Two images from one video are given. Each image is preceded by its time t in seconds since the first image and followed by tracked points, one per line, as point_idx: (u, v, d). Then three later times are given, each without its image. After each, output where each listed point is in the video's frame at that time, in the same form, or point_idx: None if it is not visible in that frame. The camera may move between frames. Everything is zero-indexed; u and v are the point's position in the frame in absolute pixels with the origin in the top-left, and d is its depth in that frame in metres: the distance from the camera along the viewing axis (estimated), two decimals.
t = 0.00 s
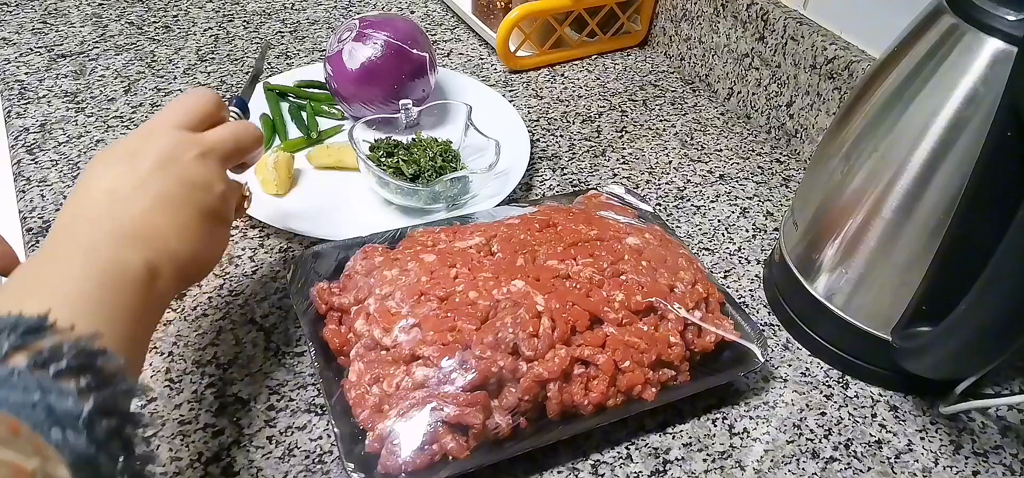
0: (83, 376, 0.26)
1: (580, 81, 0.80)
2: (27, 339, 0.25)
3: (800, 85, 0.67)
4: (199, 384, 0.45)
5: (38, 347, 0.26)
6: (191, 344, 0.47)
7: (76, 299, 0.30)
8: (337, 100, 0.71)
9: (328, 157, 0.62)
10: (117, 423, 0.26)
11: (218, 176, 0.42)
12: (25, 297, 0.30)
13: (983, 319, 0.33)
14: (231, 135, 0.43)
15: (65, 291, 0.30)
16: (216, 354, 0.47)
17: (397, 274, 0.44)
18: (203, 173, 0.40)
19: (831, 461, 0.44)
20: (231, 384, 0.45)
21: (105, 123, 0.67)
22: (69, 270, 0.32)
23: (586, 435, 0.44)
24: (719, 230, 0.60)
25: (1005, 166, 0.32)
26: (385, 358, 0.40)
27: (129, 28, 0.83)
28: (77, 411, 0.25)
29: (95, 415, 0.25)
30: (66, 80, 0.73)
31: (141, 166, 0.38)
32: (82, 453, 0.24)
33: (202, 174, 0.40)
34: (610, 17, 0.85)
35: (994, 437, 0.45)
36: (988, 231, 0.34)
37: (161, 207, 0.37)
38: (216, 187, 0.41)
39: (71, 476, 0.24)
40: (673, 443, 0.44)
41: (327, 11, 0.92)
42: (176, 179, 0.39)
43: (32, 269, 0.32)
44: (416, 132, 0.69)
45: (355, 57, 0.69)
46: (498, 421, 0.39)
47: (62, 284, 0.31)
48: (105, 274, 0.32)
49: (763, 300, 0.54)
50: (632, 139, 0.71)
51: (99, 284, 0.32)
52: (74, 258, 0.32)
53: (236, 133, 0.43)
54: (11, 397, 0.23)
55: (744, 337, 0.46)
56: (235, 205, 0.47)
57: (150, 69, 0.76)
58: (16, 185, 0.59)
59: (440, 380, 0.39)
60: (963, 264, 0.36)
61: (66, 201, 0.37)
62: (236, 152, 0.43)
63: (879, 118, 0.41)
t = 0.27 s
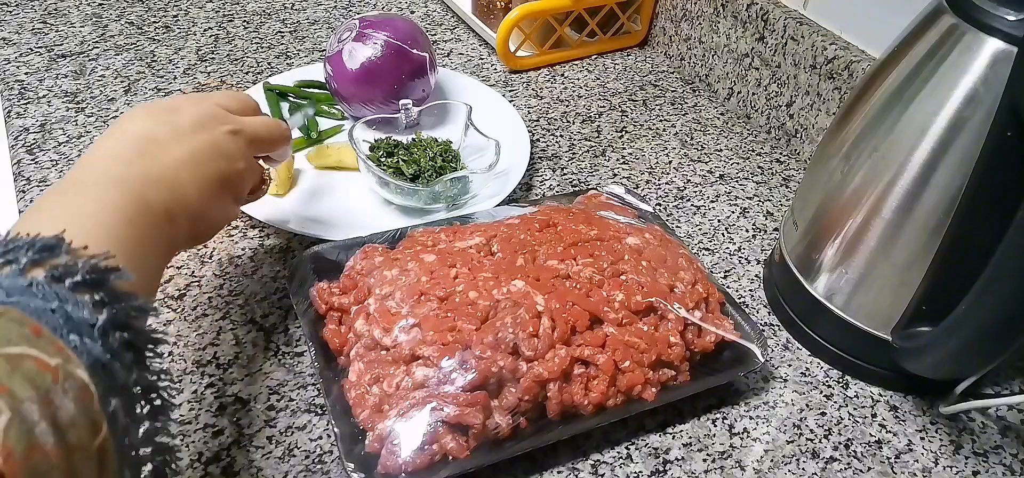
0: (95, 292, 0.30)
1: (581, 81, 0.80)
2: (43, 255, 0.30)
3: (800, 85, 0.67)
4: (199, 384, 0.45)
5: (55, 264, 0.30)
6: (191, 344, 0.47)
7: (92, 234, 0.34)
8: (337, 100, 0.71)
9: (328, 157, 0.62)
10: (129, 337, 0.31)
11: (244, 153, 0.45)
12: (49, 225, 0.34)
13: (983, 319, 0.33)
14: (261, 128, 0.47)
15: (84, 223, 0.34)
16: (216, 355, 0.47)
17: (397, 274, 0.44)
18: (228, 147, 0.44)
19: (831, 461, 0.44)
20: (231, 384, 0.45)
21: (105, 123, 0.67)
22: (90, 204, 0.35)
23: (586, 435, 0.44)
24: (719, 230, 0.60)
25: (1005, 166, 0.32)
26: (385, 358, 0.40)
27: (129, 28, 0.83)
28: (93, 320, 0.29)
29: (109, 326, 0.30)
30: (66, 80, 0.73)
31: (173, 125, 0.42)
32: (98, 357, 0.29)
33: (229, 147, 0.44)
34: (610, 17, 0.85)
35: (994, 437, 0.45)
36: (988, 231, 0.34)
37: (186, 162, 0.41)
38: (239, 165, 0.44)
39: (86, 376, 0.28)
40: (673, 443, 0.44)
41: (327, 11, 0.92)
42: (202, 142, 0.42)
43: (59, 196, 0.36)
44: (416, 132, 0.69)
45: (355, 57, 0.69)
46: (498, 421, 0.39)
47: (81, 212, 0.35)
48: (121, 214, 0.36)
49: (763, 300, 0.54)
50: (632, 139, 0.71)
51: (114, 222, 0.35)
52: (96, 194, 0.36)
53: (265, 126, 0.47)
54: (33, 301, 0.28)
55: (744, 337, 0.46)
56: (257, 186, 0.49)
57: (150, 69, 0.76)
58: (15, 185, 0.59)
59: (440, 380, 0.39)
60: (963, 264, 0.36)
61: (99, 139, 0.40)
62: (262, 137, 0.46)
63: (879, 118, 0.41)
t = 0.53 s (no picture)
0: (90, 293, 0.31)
1: (581, 81, 0.80)
2: (40, 257, 0.31)
3: (800, 85, 0.67)
4: (199, 384, 0.45)
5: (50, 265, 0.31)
6: (191, 344, 0.47)
7: (89, 234, 0.34)
8: (337, 100, 0.71)
9: (328, 157, 0.62)
10: (121, 338, 0.31)
11: (237, 156, 0.45)
12: (48, 224, 0.34)
13: (983, 319, 0.33)
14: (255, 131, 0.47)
15: (82, 225, 0.34)
16: (216, 355, 0.47)
17: (397, 274, 0.44)
18: (223, 150, 0.44)
19: (831, 461, 0.44)
20: (231, 384, 0.45)
21: (105, 123, 0.67)
22: (88, 203, 0.35)
23: (586, 435, 0.44)
24: (719, 230, 0.60)
25: (1005, 166, 0.32)
26: (385, 358, 0.40)
27: (129, 28, 0.83)
28: (88, 320, 0.30)
29: (103, 327, 0.30)
30: (66, 80, 0.73)
31: (171, 124, 0.42)
32: (93, 357, 0.29)
33: (224, 150, 0.44)
34: (610, 17, 0.85)
35: (994, 437, 0.45)
36: (988, 231, 0.34)
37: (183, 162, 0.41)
38: (232, 168, 0.45)
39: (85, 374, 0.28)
40: (673, 443, 0.44)
41: (327, 11, 0.92)
42: (199, 145, 0.42)
43: (56, 195, 0.36)
44: (416, 132, 0.69)
45: (355, 57, 0.69)
46: (498, 421, 0.39)
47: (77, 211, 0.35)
48: (119, 217, 0.36)
49: (763, 300, 0.54)
50: (632, 139, 0.71)
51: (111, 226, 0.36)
52: (94, 195, 0.36)
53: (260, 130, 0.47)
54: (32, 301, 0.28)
55: (744, 337, 0.46)
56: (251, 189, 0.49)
57: (150, 69, 0.76)
58: (16, 185, 0.59)
59: (440, 380, 0.39)
60: (963, 264, 0.36)
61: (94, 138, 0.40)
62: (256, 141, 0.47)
63: (879, 118, 0.41)
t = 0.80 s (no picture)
0: (79, 320, 0.31)
1: (581, 81, 0.80)
2: (25, 285, 0.30)
3: (800, 85, 0.67)
4: (199, 384, 0.45)
5: (36, 293, 0.30)
6: (190, 344, 0.47)
7: (78, 261, 0.34)
8: (337, 100, 0.71)
9: (327, 157, 0.62)
10: (112, 365, 0.31)
11: (217, 154, 0.45)
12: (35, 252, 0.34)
13: (982, 320, 0.33)
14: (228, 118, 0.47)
15: (69, 250, 0.35)
16: (216, 355, 0.47)
17: (397, 274, 0.44)
18: (202, 148, 0.44)
19: (831, 461, 0.44)
20: (231, 384, 0.45)
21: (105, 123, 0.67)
22: (73, 230, 0.36)
23: (586, 435, 0.44)
24: (719, 230, 0.60)
25: (1005, 165, 0.32)
26: (385, 358, 0.40)
27: (129, 28, 0.83)
28: (77, 349, 0.29)
29: (92, 356, 0.30)
30: (66, 80, 0.73)
31: (145, 138, 0.42)
32: (81, 388, 0.29)
33: (200, 152, 0.44)
34: (610, 17, 0.85)
35: (994, 437, 0.45)
36: (989, 231, 0.34)
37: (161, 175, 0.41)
38: (213, 168, 0.45)
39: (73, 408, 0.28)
40: (674, 443, 0.44)
41: (327, 11, 0.92)
42: (176, 153, 0.42)
43: (41, 226, 0.36)
44: (416, 132, 0.69)
45: (355, 57, 0.69)
46: (498, 421, 0.39)
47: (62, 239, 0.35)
48: (110, 235, 0.37)
49: (763, 300, 0.54)
50: (632, 139, 0.71)
51: (106, 246, 0.36)
52: (81, 217, 0.36)
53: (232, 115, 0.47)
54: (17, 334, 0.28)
55: (744, 337, 0.46)
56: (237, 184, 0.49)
57: (150, 69, 0.76)
58: (16, 185, 0.59)
59: (440, 380, 0.39)
60: (963, 264, 0.36)
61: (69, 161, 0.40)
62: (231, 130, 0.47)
63: (879, 118, 0.41)
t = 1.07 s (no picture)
0: (58, 400, 0.27)
1: (581, 82, 0.80)
2: (7, 357, 0.27)
3: (800, 85, 0.67)
4: (199, 384, 0.45)
5: (18, 368, 0.27)
6: (190, 344, 0.47)
7: (55, 324, 0.32)
8: (337, 100, 0.71)
9: (327, 157, 0.62)
10: (91, 447, 0.28)
11: (137, 123, 0.38)
12: None
13: (982, 320, 0.33)
14: (103, 64, 0.37)
15: (38, 308, 0.31)
16: (216, 354, 0.47)
17: (397, 274, 0.44)
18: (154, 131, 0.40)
19: (831, 461, 0.44)
20: (231, 384, 0.45)
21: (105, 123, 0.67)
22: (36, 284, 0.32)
23: (586, 435, 0.44)
24: (719, 230, 0.60)
25: (1005, 165, 0.32)
26: (385, 358, 0.40)
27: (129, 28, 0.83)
28: (55, 433, 0.26)
29: (70, 439, 0.27)
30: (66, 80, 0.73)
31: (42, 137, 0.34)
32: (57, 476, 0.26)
33: (123, 136, 0.37)
34: (610, 17, 0.85)
35: (994, 437, 0.45)
36: (989, 231, 0.34)
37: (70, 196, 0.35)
38: (134, 147, 0.38)
39: None
40: (673, 443, 0.44)
41: (327, 11, 0.92)
42: (93, 153, 0.36)
43: None
44: (416, 132, 0.69)
45: (355, 57, 0.69)
46: (498, 421, 0.39)
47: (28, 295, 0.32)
48: (69, 286, 0.33)
49: (763, 300, 0.54)
50: (632, 139, 0.71)
51: (77, 286, 0.33)
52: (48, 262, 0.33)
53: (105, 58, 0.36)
54: None
55: (744, 337, 0.46)
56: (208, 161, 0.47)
57: (150, 69, 0.76)
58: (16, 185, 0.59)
59: (440, 380, 0.39)
60: (964, 264, 0.36)
61: None
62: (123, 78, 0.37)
63: (880, 118, 0.41)
